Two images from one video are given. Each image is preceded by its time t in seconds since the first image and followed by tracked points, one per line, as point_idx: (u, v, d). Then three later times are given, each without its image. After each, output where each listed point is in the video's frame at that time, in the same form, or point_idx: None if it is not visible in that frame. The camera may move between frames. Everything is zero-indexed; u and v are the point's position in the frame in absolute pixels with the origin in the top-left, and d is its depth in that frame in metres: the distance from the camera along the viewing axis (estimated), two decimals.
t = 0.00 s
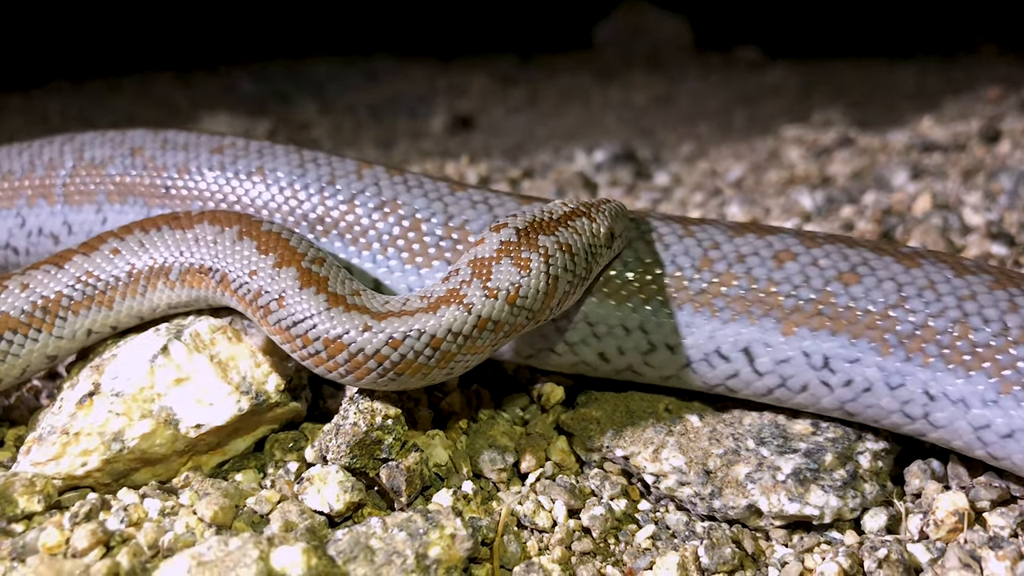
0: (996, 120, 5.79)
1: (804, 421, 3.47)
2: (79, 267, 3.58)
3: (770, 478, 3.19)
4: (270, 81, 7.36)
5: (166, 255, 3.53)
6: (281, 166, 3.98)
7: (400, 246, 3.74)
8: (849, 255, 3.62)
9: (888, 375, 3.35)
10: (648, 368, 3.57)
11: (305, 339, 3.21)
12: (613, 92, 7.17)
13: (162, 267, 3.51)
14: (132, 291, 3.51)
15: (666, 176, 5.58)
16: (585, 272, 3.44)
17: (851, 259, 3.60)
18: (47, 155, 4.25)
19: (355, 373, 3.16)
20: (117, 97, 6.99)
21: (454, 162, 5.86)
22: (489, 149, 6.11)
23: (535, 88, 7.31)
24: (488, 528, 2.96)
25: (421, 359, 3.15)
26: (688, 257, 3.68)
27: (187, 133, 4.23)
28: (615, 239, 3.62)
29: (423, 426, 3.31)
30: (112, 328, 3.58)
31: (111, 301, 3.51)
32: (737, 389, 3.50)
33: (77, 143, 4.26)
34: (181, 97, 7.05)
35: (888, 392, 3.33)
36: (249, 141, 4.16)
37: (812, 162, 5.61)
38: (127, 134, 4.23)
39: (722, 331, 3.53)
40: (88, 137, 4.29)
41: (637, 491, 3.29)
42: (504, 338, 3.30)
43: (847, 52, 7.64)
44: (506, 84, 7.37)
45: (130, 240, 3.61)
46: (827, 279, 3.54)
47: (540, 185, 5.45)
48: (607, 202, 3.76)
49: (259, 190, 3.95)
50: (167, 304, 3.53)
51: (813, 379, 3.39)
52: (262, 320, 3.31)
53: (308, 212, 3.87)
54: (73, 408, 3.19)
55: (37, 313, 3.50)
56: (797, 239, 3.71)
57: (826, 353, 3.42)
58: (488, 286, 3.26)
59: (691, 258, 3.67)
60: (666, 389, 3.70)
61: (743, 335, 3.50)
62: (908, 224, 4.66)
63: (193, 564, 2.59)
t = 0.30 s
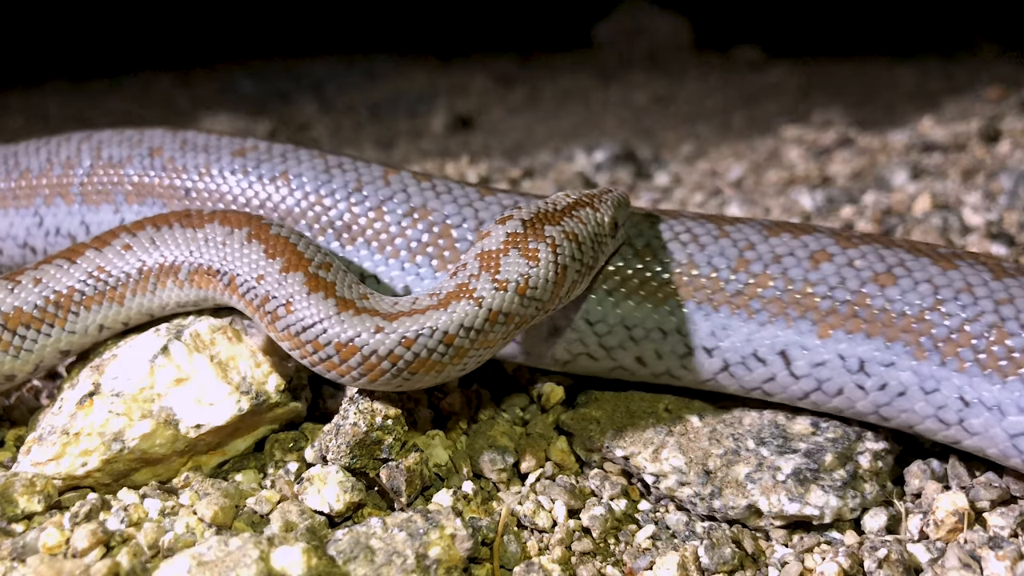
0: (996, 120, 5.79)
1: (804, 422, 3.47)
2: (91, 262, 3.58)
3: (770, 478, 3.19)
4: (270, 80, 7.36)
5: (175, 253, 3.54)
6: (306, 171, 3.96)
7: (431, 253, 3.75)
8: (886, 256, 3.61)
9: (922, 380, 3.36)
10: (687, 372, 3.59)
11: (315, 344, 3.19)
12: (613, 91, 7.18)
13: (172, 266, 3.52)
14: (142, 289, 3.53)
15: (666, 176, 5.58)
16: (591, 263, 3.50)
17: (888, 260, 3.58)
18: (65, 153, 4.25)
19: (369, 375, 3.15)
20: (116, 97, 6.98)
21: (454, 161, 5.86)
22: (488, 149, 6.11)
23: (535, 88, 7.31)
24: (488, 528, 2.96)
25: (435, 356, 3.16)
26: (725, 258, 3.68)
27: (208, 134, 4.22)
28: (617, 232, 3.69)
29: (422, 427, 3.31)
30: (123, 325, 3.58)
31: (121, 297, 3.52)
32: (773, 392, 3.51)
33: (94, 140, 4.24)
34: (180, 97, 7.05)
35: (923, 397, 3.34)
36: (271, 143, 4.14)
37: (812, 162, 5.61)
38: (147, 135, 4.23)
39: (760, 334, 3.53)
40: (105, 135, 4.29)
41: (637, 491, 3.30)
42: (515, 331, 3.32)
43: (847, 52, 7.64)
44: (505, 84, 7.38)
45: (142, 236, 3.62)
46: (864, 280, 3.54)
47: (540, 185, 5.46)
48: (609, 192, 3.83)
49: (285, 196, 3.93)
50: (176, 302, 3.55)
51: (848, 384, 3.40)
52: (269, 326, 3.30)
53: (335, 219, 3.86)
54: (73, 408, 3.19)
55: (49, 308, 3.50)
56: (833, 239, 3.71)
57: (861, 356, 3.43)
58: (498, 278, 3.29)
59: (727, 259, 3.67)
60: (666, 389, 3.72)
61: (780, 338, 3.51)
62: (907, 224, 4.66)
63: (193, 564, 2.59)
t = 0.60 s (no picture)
0: (996, 120, 5.79)
1: (804, 421, 3.47)
2: (107, 256, 3.58)
3: (770, 478, 3.19)
4: (270, 80, 7.36)
5: (190, 254, 3.52)
6: (333, 178, 3.93)
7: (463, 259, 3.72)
8: (925, 260, 3.56)
9: (959, 389, 3.32)
10: (726, 379, 3.53)
11: (339, 350, 3.17)
12: (613, 91, 7.19)
13: (187, 267, 3.49)
14: (157, 287, 3.51)
15: (666, 176, 5.58)
16: (612, 257, 3.51)
17: (927, 264, 3.54)
18: (83, 151, 4.23)
19: (395, 376, 3.14)
20: (116, 97, 6.98)
21: (454, 161, 5.87)
22: (488, 149, 6.12)
23: (535, 89, 7.31)
24: (488, 528, 2.96)
25: (461, 351, 3.16)
26: (761, 261, 3.65)
27: (232, 136, 4.20)
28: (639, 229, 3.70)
29: (422, 428, 3.31)
30: (138, 321, 3.58)
31: (136, 294, 3.51)
32: (811, 401, 3.45)
33: (113, 139, 4.23)
34: (179, 97, 7.05)
35: (959, 406, 3.31)
36: (296, 147, 4.12)
37: (812, 162, 5.62)
38: (167, 136, 4.21)
39: (797, 340, 3.50)
40: (123, 133, 4.28)
41: (637, 491, 3.30)
42: (537, 324, 3.34)
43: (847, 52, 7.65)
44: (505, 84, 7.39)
45: (158, 234, 3.61)
46: (901, 284, 3.50)
47: (540, 185, 5.46)
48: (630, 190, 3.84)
49: (312, 203, 3.90)
50: (190, 302, 3.53)
51: (885, 392, 3.36)
52: (287, 334, 3.27)
53: (363, 226, 3.83)
54: (73, 408, 3.20)
55: (65, 302, 3.50)
56: (871, 242, 3.67)
57: (898, 364, 3.40)
58: (520, 271, 3.30)
59: (764, 263, 3.64)
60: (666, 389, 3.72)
61: (818, 344, 3.48)
62: (907, 224, 4.67)
63: (193, 565, 2.59)
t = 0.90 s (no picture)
0: (995, 121, 5.80)
1: (803, 422, 3.47)
2: (120, 253, 3.58)
3: (770, 478, 3.19)
4: (270, 81, 7.37)
5: (201, 256, 3.50)
6: (363, 186, 3.91)
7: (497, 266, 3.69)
8: (966, 268, 3.49)
9: (997, 402, 3.27)
10: (763, 388, 3.50)
11: (356, 354, 3.16)
12: (613, 92, 7.20)
13: (197, 268, 3.48)
14: (167, 286, 3.51)
15: (666, 176, 5.58)
16: (624, 244, 3.51)
17: (968, 272, 3.46)
18: (102, 151, 4.20)
19: (415, 374, 3.14)
20: (116, 97, 6.98)
21: (454, 162, 5.87)
22: (488, 149, 6.12)
23: (535, 90, 7.30)
24: (488, 528, 2.96)
25: (479, 344, 3.18)
26: (799, 265, 3.59)
27: (255, 140, 4.17)
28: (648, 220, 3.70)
29: (422, 428, 3.31)
30: (149, 318, 3.57)
31: (146, 292, 3.51)
32: (848, 411, 3.42)
33: (132, 140, 4.22)
34: (180, 97, 7.05)
35: (996, 421, 3.25)
36: (323, 153, 4.09)
37: (812, 163, 5.62)
38: (188, 138, 4.18)
39: (834, 349, 3.46)
40: (142, 133, 4.27)
41: (637, 492, 3.31)
42: (553, 313, 3.35)
43: (847, 52, 7.67)
44: (505, 84, 7.40)
45: (170, 233, 3.61)
46: (925, 290, 3.44)
47: (540, 185, 5.47)
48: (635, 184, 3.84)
49: (341, 211, 3.87)
50: (200, 302, 3.52)
51: (921, 404, 3.33)
52: (300, 342, 3.25)
53: (394, 234, 3.81)
54: (73, 408, 3.20)
55: (77, 297, 3.50)
56: (911, 247, 3.59)
57: (934, 375, 3.35)
58: (533, 259, 3.32)
59: (801, 267, 3.58)
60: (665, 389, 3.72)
61: (854, 353, 3.44)
62: (907, 225, 4.67)
63: (194, 565, 2.59)
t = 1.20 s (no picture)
0: (995, 121, 5.81)
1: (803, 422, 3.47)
2: (131, 249, 3.58)
3: (770, 479, 3.19)
4: (270, 81, 7.38)
5: (210, 258, 3.49)
6: (398, 197, 3.88)
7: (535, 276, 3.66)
8: (983, 272, 3.44)
9: None
10: (804, 400, 3.42)
11: (369, 358, 3.14)
12: (613, 92, 7.21)
13: (206, 270, 3.47)
14: (176, 286, 3.50)
15: (666, 177, 5.59)
16: (632, 234, 3.53)
17: (1016, 285, 3.37)
18: (124, 152, 4.17)
19: (430, 374, 3.14)
20: (116, 97, 6.99)
21: (454, 163, 5.87)
22: (489, 150, 6.11)
23: (535, 91, 7.29)
24: (488, 529, 2.97)
25: (492, 339, 3.18)
26: (842, 275, 3.52)
27: (282, 146, 4.12)
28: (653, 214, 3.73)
29: (422, 428, 3.30)
30: (159, 316, 3.58)
31: (156, 291, 3.51)
32: (888, 425, 3.35)
33: (155, 141, 4.18)
34: (180, 97, 7.06)
35: None
36: (354, 161, 4.05)
37: (812, 163, 5.62)
38: (214, 142, 4.14)
39: (875, 362, 3.38)
40: (165, 134, 4.23)
41: (637, 492, 3.31)
42: (565, 304, 3.36)
43: (847, 52, 7.67)
44: (505, 85, 7.41)
45: (182, 231, 3.60)
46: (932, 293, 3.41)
47: (540, 186, 5.47)
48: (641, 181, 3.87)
49: (373, 222, 3.83)
50: (209, 304, 3.52)
51: (963, 421, 3.25)
52: (310, 349, 3.24)
53: (429, 243, 3.77)
54: (74, 409, 3.20)
55: (88, 293, 3.50)
56: (958, 258, 3.50)
57: (976, 393, 3.27)
58: (543, 250, 3.33)
59: (844, 276, 3.52)
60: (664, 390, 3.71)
61: (895, 367, 3.36)
62: (907, 225, 4.68)
63: (194, 566, 2.59)
